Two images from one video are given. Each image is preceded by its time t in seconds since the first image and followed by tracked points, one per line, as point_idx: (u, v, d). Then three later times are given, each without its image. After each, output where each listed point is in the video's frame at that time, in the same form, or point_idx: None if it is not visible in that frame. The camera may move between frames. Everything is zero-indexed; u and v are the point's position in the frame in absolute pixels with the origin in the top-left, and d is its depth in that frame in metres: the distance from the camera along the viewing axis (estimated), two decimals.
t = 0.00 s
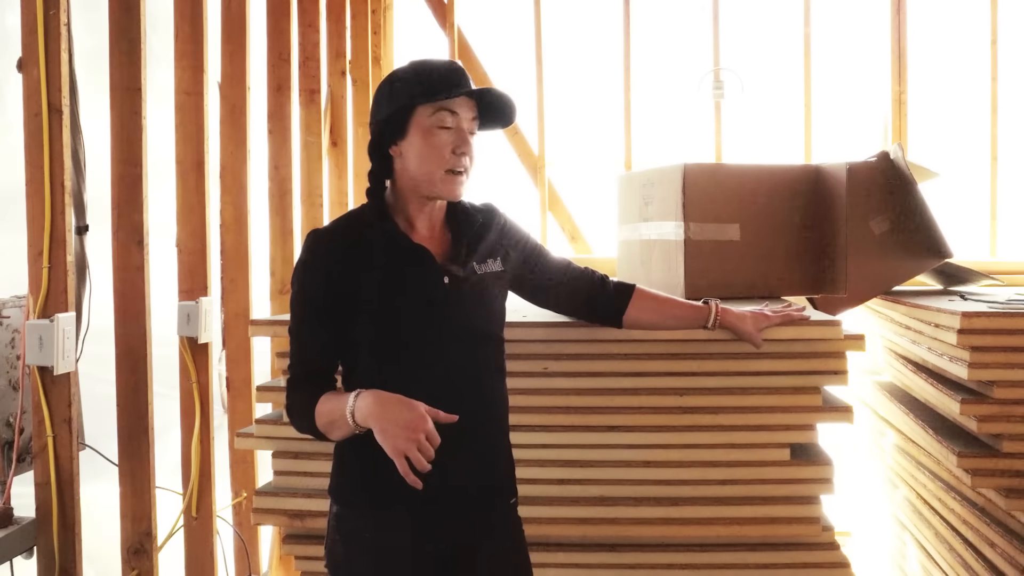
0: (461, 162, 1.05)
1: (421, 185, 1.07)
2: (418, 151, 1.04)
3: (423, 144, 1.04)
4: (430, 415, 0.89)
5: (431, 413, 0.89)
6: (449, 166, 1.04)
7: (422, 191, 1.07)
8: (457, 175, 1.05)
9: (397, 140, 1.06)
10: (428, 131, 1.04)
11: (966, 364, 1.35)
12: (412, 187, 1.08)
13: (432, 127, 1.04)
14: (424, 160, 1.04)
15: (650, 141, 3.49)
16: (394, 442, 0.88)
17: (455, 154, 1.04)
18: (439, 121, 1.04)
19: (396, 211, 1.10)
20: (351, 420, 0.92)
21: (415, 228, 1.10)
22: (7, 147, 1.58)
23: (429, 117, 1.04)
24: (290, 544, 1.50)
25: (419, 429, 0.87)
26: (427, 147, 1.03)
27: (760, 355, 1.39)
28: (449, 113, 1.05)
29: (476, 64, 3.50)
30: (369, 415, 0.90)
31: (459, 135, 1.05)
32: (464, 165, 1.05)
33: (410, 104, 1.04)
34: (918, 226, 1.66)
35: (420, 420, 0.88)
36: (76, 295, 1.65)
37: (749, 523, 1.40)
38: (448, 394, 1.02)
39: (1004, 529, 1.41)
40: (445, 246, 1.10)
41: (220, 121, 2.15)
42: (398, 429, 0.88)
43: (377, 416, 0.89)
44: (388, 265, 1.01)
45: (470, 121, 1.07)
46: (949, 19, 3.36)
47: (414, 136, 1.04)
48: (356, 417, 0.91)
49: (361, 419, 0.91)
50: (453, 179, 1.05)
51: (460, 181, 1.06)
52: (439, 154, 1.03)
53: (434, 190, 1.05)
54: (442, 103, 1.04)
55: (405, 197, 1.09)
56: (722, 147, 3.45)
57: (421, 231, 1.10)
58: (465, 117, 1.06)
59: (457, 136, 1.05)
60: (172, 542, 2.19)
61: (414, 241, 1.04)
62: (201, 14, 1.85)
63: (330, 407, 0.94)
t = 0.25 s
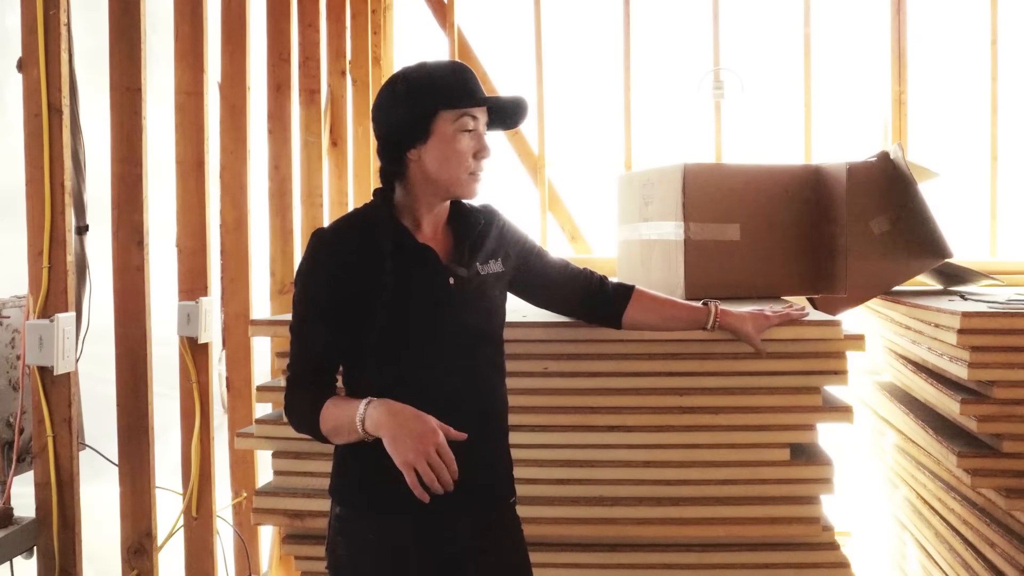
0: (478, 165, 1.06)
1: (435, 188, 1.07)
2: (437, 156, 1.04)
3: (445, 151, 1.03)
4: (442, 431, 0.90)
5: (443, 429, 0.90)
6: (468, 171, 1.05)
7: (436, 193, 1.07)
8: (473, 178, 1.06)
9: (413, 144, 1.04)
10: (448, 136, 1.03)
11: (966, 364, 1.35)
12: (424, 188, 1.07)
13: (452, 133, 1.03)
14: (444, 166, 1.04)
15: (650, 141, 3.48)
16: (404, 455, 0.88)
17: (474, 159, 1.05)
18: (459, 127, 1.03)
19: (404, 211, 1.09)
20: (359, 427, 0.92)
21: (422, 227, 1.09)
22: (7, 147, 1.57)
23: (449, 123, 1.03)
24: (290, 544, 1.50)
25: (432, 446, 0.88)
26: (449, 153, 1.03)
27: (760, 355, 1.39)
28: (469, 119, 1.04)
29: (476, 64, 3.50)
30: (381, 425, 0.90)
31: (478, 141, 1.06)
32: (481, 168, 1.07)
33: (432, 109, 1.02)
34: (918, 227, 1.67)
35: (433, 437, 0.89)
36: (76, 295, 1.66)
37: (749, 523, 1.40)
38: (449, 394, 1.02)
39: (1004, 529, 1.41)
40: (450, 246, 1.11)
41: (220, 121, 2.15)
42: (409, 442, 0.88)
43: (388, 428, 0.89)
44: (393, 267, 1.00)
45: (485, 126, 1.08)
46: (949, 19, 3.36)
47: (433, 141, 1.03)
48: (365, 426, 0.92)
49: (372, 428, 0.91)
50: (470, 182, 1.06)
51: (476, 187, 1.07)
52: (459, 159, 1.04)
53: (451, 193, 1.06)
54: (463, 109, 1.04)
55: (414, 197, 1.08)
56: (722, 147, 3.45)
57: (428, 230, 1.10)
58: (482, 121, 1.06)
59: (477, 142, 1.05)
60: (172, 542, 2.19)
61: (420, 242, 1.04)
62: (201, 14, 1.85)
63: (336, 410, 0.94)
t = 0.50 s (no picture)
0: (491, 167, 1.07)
1: (445, 191, 1.07)
2: (452, 159, 1.03)
3: (459, 156, 1.03)
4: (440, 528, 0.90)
5: (439, 526, 0.90)
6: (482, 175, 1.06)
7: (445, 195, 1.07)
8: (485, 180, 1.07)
9: (428, 147, 1.03)
10: (463, 141, 1.03)
11: (966, 364, 1.35)
12: (433, 190, 1.07)
13: (468, 136, 1.03)
14: (459, 171, 1.04)
15: (650, 141, 3.48)
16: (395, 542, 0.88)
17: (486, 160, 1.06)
18: (475, 130, 1.04)
19: (410, 211, 1.08)
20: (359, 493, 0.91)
21: (427, 227, 1.09)
22: (7, 146, 1.57)
23: (467, 127, 1.03)
24: (290, 545, 1.50)
25: (426, 545, 0.88)
26: (465, 159, 1.03)
27: (760, 355, 1.39)
28: (484, 123, 1.05)
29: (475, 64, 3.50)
30: (382, 508, 0.89)
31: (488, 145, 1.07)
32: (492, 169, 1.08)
33: (447, 113, 1.01)
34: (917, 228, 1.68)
35: (429, 536, 0.88)
36: (76, 295, 1.65)
37: (749, 523, 1.40)
38: (451, 397, 1.02)
39: (1004, 529, 1.41)
40: (454, 246, 1.11)
41: (220, 121, 2.15)
42: (403, 533, 0.88)
43: (387, 512, 0.89)
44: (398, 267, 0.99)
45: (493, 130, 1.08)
46: (949, 20, 3.36)
47: (449, 145, 1.03)
48: (366, 498, 0.91)
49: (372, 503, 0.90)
50: (482, 184, 1.07)
51: (486, 191, 1.08)
52: (474, 162, 1.04)
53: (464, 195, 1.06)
54: (477, 113, 1.04)
55: (421, 199, 1.08)
56: (722, 147, 3.45)
57: (432, 230, 1.10)
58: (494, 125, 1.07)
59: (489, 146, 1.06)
60: (173, 542, 2.19)
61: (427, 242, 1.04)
62: (201, 13, 1.85)
63: (341, 467, 0.93)
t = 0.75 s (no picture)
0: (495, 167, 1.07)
1: (447, 191, 1.07)
2: (456, 160, 1.03)
3: (461, 156, 1.03)
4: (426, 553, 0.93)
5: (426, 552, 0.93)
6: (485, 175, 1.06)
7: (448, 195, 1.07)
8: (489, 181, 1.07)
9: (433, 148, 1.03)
10: (468, 142, 1.03)
11: (966, 364, 1.35)
12: (434, 190, 1.07)
13: (473, 138, 1.03)
14: (460, 172, 1.04)
15: (651, 141, 3.48)
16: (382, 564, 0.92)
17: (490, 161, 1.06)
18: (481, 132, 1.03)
19: (411, 211, 1.08)
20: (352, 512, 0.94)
21: (427, 227, 1.10)
22: (7, 146, 1.57)
23: (472, 128, 1.03)
24: (290, 545, 1.50)
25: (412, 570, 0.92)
26: (466, 160, 1.03)
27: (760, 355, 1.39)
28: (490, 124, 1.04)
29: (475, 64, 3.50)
30: (372, 531, 0.92)
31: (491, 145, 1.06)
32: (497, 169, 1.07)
33: (450, 113, 1.02)
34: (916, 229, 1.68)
35: (415, 562, 0.92)
36: (76, 295, 1.66)
37: (749, 523, 1.40)
38: (450, 398, 1.01)
39: (1004, 529, 1.41)
40: (453, 245, 1.12)
41: (220, 121, 2.15)
42: (390, 559, 0.91)
43: (378, 538, 0.92)
44: (396, 267, 0.99)
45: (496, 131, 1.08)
46: (949, 20, 3.36)
47: (453, 146, 1.03)
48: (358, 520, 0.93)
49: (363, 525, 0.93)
50: (485, 185, 1.07)
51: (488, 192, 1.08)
52: (478, 163, 1.04)
53: (467, 196, 1.06)
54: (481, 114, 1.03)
55: (423, 199, 1.08)
56: (722, 147, 3.45)
57: (432, 229, 1.11)
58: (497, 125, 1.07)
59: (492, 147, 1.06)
60: (173, 542, 2.19)
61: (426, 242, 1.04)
62: (201, 13, 1.85)
63: (336, 485, 0.94)
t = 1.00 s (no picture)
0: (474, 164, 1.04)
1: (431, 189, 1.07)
2: (431, 157, 1.03)
3: (436, 153, 1.02)
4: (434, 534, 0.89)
5: (434, 534, 0.89)
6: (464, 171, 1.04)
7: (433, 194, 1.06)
8: (470, 178, 1.05)
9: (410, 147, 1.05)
10: (441, 138, 1.03)
11: (966, 364, 1.35)
12: (421, 187, 1.07)
13: (445, 134, 1.02)
14: (437, 167, 1.03)
15: (651, 141, 3.48)
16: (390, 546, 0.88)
17: (468, 157, 1.04)
18: (454, 128, 1.03)
19: (404, 211, 1.09)
20: (356, 497, 0.92)
21: (422, 226, 1.09)
22: (7, 146, 1.57)
23: (445, 124, 1.03)
24: (290, 545, 1.50)
25: (419, 549, 0.87)
26: (440, 155, 1.02)
27: (760, 355, 1.39)
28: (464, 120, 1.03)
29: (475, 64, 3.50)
30: (376, 512, 0.89)
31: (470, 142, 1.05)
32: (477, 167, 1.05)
33: (421, 111, 1.02)
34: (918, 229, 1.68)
35: (422, 540, 0.88)
36: (76, 296, 1.66)
37: (749, 523, 1.40)
38: (449, 397, 1.01)
39: (1004, 529, 1.41)
40: (453, 247, 1.10)
41: (220, 122, 2.15)
42: (398, 538, 0.88)
43: (382, 518, 0.89)
44: (393, 267, 0.99)
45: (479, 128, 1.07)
46: (949, 20, 3.36)
47: (427, 142, 1.03)
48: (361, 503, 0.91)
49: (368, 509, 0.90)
50: (467, 182, 1.05)
51: (472, 189, 1.06)
52: (453, 159, 1.03)
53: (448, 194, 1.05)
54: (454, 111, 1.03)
55: (413, 198, 1.08)
56: (722, 147, 3.45)
57: (429, 229, 1.10)
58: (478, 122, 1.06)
59: (470, 143, 1.04)
60: (173, 542, 2.19)
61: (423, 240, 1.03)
62: (201, 13, 1.85)
63: (336, 473, 0.92)
